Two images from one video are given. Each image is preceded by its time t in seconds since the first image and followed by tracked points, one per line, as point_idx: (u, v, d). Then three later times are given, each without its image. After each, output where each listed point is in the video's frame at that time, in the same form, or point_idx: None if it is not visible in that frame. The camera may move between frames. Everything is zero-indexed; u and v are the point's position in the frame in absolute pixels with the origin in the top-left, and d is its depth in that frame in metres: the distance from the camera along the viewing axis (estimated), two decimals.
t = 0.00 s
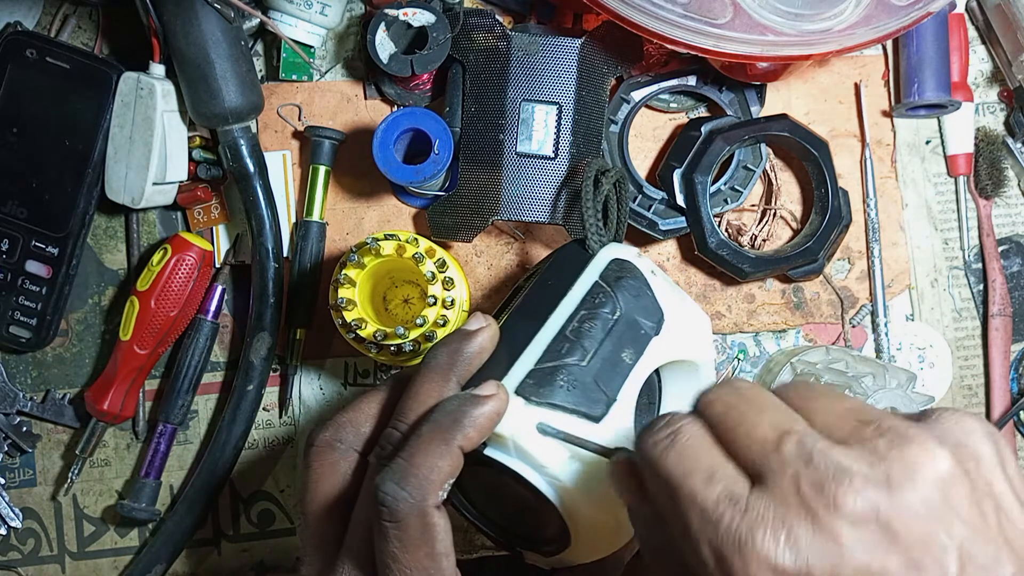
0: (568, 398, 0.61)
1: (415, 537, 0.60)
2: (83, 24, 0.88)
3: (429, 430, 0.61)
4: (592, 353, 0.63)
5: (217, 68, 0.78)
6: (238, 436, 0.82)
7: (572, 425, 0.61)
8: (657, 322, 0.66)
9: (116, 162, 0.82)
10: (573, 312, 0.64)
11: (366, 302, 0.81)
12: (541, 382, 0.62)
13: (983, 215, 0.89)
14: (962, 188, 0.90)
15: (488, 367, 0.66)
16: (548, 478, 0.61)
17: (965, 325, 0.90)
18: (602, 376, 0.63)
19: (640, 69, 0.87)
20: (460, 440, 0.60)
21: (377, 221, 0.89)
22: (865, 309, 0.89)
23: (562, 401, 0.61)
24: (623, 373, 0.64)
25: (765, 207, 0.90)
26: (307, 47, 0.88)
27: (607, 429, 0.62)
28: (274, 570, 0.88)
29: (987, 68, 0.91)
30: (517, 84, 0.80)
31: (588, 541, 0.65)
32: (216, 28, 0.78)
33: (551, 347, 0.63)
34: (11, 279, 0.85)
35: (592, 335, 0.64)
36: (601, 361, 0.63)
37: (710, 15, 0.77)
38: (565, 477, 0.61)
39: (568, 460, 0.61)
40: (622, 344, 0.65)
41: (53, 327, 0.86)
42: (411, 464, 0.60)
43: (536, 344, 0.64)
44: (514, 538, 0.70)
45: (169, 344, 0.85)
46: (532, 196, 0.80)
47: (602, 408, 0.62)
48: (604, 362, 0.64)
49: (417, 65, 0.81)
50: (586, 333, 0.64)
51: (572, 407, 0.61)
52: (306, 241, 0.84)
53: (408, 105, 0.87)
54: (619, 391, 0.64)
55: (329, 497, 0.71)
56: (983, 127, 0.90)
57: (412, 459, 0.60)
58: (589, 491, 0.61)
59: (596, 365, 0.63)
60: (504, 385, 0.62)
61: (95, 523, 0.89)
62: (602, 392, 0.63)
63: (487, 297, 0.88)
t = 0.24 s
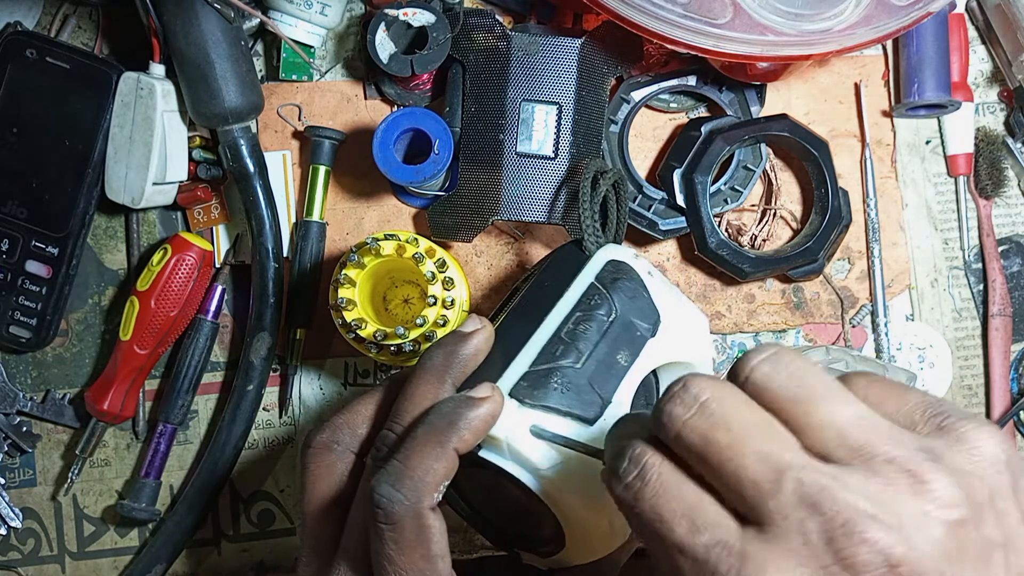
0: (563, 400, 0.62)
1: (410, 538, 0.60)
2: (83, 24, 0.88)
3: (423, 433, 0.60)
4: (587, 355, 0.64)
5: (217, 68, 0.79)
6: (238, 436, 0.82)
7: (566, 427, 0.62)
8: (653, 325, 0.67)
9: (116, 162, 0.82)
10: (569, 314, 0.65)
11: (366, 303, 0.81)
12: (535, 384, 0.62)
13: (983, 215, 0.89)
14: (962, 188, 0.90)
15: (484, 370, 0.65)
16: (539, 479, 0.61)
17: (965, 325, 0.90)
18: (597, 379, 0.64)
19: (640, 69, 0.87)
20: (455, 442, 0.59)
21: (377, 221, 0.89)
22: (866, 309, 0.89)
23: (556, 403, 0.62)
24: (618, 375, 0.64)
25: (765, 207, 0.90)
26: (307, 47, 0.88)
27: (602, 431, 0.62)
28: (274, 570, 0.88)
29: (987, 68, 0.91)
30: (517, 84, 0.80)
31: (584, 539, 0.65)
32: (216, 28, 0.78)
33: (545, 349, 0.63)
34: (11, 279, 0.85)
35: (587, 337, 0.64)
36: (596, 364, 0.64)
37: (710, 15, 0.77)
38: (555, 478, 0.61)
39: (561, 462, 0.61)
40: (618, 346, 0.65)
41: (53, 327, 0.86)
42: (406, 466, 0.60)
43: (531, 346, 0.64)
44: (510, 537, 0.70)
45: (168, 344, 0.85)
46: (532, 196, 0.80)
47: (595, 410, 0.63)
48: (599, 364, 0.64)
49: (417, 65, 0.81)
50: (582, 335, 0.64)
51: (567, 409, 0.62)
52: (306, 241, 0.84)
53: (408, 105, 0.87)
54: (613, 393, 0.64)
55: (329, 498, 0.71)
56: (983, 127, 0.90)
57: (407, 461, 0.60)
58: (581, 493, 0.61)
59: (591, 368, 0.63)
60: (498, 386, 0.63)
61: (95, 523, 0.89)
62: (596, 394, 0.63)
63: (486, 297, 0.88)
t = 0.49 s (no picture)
0: (568, 402, 0.61)
1: (412, 541, 0.60)
2: (83, 24, 0.88)
3: (428, 434, 0.60)
4: (592, 358, 0.64)
5: (217, 68, 0.79)
6: (238, 436, 0.82)
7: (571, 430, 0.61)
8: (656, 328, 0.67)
9: (116, 162, 0.82)
10: (573, 317, 0.65)
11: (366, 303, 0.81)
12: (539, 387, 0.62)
13: (983, 215, 0.89)
14: (962, 188, 0.90)
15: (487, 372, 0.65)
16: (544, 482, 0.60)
17: (965, 325, 0.90)
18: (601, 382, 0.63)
19: (640, 69, 0.87)
20: (458, 443, 0.60)
21: (377, 221, 0.89)
22: (865, 309, 0.89)
23: (561, 406, 0.61)
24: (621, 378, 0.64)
25: (764, 207, 0.90)
26: (307, 47, 0.88)
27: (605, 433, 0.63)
28: (274, 570, 0.88)
29: (987, 68, 0.91)
30: (517, 84, 0.80)
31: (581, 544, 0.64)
32: (216, 28, 0.78)
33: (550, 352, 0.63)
34: (11, 279, 0.85)
35: (591, 340, 0.64)
36: (600, 366, 0.64)
37: (710, 15, 0.77)
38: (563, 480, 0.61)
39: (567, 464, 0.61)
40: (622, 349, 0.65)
41: (53, 327, 0.86)
42: (409, 468, 0.60)
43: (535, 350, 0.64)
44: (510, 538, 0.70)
45: (169, 344, 0.85)
46: (532, 196, 0.80)
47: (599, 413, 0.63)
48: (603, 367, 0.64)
49: (417, 65, 0.81)
50: (586, 337, 0.64)
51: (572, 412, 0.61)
52: (306, 241, 0.84)
53: (408, 105, 0.87)
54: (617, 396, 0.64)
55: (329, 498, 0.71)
56: (983, 127, 0.90)
57: (410, 462, 0.60)
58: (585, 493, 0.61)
59: (594, 370, 0.63)
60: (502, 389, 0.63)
61: (95, 523, 0.89)
62: (601, 397, 0.63)
63: (486, 297, 0.88)
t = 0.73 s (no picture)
0: (553, 405, 0.61)
1: (396, 545, 0.61)
2: (83, 23, 0.88)
3: (411, 439, 0.61)
4: (577, 361, 0.63)
5: (217, 68, 0.79)
6: (238, 435, 0.82)
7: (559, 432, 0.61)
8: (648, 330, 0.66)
9: (116, 162, 0.82)
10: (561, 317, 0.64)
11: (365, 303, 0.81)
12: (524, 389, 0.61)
13: (983, 215, 0.89)
14: (962, 188, 0.90)
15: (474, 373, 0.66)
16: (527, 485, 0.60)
17: (965, 325, 0.90)
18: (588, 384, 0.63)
19: (640, 69, 0.87)
20: (442, 449, 0.60)
21: (377, 221, 0.89)
22: (865, 309, 0.89)
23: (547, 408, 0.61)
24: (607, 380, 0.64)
25: (765, 207, 0.90)
26: (307, 47, 0.88)
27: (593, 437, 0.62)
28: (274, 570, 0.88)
29: (987, 68, 0.91)
30: (517, 84, 0.80)
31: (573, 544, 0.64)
32: (216, 28, 0.78)
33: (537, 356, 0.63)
34: (10, 279, 0.84)
35: (578, 340, 0.63)
36: (587, 367, 0.63)
37: (710, 15, 0.77)
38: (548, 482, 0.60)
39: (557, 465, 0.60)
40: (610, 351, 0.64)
41: (53, 327, 0.86)
42: (391, 473, 0.61)
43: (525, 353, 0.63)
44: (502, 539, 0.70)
45: (169, 344, 0.85)
46: (532, 196, 0.80)
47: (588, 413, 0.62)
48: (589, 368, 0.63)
49: (417, 65, 0.81)
50: (572, 338, 0.63)
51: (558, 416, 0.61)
52: (306, 241, 0.84)
53: (408, 105, 0.87)
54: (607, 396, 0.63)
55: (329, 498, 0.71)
56: (983, 127, 0.90)
57: (393, 467, 0.61)
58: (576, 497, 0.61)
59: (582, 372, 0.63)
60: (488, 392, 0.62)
61: (95, 523, 0.89)
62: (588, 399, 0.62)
63: (486, 297, 0.88)
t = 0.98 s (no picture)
0: (541, 414, 0.60)
1: (380, 551, 0.63)
2: (83, 23, 0.88)
3: (396, 447, 0.62)
4: (568, 370, 0.62)
5: (217, 68, 0.79)
6: (238, 435, 0.82)
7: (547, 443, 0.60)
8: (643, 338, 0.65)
9: (116, 162, 0.82)
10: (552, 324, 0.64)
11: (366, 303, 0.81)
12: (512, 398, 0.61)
13: (983, 215, 0.89)
14: (961, 188, 0.90)
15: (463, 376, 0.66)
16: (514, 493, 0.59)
17: (965, 325, 0.90)
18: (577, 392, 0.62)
19: (640, 69, 0.87)
20: (426, 457, 0.61)
21: (377, 221, 0.89)
22: (866, 309, 0.89)
23: (536, 418, 0.61)
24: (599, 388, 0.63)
25: (765, 207, 0.90)
26: (307, 47, 0.88)
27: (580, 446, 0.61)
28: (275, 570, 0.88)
29: (987, 68, 0.91)
30: (517, 84, 0.80)
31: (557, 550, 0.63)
32: (217, 28, 0.78)
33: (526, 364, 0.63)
34: (11, 279, 0.85)
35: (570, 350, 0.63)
36: (577, 376, 0.63)
37: (710, 15, 0.77)
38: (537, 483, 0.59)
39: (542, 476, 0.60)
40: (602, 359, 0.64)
41: (53, 327, 0.86)
42: (376, 481, 0.63)
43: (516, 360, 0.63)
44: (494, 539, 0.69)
45: (169, 344, 0.85)
46: (532, 196, 0.80)
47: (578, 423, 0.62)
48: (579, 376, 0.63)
49: (417, 65, 0.81)
50: (563, 347, 0.63)
51: (547, 427, 0.61)
52: (306, 241, 0.85)
53: (408, 105, 0.87)
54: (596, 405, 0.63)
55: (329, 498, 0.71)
56: (983, 127, 0.90)
57: (378, 475, 0.63)
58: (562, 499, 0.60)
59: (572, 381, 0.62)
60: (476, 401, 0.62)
61: (95, 523, 0.89)
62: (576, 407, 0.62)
63: (486, 297, 0.88)
